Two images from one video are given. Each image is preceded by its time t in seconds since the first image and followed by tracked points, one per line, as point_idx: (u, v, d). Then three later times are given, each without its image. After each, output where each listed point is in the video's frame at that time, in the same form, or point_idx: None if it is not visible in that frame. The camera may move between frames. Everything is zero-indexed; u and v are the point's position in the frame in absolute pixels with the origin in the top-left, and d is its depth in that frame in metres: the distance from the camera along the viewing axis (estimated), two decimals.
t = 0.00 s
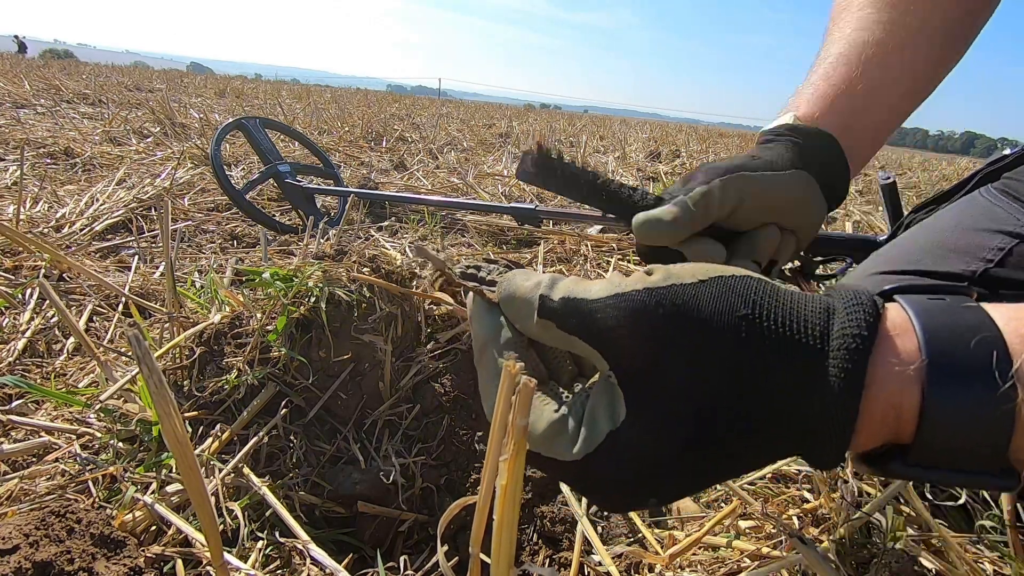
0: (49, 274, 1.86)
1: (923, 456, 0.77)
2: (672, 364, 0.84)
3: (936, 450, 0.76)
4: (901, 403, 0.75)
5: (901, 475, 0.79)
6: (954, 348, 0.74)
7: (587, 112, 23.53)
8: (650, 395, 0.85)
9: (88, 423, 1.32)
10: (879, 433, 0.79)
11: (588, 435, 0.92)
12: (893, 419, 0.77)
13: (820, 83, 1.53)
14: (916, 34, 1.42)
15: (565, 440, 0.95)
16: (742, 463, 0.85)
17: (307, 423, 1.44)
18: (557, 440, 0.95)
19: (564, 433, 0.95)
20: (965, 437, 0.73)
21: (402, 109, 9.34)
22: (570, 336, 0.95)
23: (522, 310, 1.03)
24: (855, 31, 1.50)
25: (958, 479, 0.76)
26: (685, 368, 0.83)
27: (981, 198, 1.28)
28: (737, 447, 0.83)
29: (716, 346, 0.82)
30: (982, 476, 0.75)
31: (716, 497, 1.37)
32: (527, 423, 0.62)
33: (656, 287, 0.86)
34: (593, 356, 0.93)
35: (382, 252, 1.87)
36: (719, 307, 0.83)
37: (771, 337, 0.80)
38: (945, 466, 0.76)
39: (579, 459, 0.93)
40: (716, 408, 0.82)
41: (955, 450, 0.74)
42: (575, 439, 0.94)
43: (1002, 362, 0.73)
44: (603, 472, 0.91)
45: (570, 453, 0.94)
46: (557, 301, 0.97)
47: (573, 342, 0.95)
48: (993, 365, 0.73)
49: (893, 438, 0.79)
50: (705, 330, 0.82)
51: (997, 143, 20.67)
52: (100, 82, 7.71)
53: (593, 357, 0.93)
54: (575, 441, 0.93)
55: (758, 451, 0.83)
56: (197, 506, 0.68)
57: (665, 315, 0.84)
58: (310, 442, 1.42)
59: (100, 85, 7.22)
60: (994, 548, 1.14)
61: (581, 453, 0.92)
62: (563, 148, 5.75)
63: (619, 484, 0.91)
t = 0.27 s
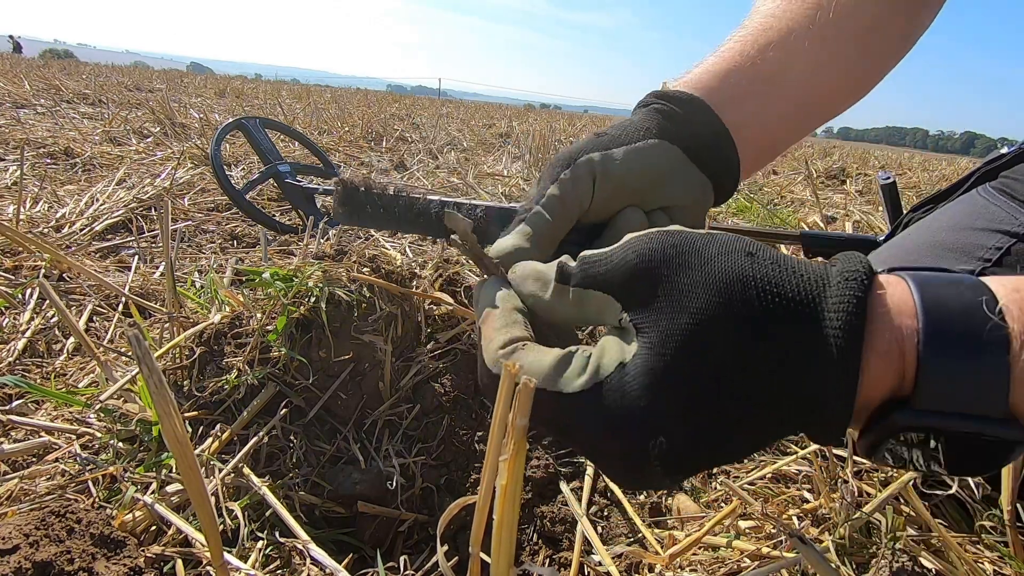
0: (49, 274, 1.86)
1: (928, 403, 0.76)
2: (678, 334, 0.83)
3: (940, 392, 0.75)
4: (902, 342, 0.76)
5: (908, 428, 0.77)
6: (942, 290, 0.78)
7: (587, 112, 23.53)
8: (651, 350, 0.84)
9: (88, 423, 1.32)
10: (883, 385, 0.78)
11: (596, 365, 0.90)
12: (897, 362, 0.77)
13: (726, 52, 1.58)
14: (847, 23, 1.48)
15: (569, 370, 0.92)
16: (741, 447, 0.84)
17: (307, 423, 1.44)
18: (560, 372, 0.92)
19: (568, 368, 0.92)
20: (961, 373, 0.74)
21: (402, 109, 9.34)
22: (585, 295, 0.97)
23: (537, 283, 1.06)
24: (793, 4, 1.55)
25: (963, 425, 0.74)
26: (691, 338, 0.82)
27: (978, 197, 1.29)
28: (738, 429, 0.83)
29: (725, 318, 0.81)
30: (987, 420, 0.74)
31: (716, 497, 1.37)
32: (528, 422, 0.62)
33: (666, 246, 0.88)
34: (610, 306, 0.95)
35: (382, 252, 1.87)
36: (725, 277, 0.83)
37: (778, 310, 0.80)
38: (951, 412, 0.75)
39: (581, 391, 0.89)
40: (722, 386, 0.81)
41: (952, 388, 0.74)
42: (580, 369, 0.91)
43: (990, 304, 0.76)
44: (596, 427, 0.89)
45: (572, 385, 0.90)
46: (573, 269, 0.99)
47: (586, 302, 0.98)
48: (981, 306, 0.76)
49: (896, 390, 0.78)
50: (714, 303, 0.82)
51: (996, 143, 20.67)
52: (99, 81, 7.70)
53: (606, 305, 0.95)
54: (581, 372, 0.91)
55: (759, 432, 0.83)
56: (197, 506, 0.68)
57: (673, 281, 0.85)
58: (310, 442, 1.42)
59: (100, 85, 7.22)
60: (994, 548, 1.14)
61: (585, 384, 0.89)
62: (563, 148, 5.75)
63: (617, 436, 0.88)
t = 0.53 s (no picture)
0: (49, 274, 1.86)
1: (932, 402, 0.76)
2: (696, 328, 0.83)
3: (942, 390, 0.75)
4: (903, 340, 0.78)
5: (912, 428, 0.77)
6: (937, 290, 0.80)
7: (587, 112, 23.53)
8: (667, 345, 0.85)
9: (88, 423, 1.32)
10: (886, 383, 0.79)
11: (619, 353, 0.89)
12: (899, 360, 0.78)
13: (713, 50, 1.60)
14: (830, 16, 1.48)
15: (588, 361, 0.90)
16: (751, 448, 0.84)
17: (307, 423, 1.44)
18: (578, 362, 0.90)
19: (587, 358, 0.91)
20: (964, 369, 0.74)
21: (402, 109, 9.34)
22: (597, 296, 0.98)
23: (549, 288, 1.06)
24: (781, 1, 1.57)
25: (967, 423, 0.74)
26: (710, 331, 0.82)
27: (978, 196, 1.29)
28: (750, 428, 0.82)
29: (745, 314, 0.81)
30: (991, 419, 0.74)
31: (716, 497, 1.37)
32: (530, 422, 0.62)
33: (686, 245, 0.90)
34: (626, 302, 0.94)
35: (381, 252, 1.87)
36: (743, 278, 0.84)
37: (789, 310, 0.81)
38: (955, 410, 0.75)
39: (601, 378, 0.87)
40: (737, 384, 0.81)
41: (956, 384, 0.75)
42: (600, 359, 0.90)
43: (983, 304, 0.78)
44: (601, 421, 0.87)
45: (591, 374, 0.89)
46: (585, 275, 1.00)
47: (598, 302, 0.98)
48: (975, 305, 0.78)
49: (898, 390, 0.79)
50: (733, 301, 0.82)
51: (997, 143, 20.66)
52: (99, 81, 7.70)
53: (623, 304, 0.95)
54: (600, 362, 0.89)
55: (770, 433, 0.82)
56: (197, 506, 0.68)
57: (687, 281, 0.88)
58: (310, 442, 1.42)
59: (100, 85, 7.22)
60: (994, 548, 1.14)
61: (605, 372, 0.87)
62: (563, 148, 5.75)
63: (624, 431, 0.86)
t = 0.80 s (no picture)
0: (49, 274, 1.86)
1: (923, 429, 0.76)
2: (684, 357, 0.83)
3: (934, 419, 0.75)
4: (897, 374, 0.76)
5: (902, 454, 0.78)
6: (939, 319, 0.76)
7: (587, 112, 23.54)
8: (659, 378, 0.85)
9: (88, 423, 1.32)
10: (882, 411, 0.78)
11: (610, 425, 0.89)
12: (894, 392, 0.77)
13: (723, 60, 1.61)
14: (838, 24, 1.48)
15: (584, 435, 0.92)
16: (748, 469, 0.83)
17: (307, 423, 1.44)
18: (574, 439, 0.92)
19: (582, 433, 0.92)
20: (964, 405, 0.74)
21: (402, 109, 9.35)
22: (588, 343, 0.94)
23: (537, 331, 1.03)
24: (790, 9, 1.57)
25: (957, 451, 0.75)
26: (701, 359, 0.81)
27: (978, 196, 1.29)
28: (746, 451, 0.82)
29: (733, 342, 0.80)
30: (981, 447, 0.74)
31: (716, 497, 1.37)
32: (529, 422, 0.62)
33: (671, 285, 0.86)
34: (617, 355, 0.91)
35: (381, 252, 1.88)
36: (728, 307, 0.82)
37: (780, 337, 0.79)
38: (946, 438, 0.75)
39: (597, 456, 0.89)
40: (727, 409, 0.81)
41: (955, 419, 0.74)
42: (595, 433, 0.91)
43: (985, 331, 0.75)
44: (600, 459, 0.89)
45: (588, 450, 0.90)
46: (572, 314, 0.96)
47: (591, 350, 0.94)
48: (976, 333, 0.75)
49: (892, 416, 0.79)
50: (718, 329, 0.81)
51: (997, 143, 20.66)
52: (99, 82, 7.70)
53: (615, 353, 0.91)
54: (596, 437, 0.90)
55: (765, 455, 0.82)
56: (197, 507, 0.68)
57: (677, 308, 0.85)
58: (310, 442, 1.42)
59: (100, 85, 7.21)
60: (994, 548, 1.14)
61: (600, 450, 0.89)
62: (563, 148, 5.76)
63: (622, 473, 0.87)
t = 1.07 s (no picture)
0: (49, 274, 1.86)
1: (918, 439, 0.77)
2: (682, 369, 0.83)
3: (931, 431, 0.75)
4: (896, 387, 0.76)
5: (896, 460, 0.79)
6: (939, 335, 0.75)
7: (587, 112, 23.55)
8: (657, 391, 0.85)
9: (88, 423, 1.32)
10: (877, 420, 0.79)
11: (612, 461, 0.92)
12: (891, 404, 0.77)
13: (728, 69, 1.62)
14: (841, 30, 1.48)
15: (589, 469, 0.95)
16: (748, 472, 0.83)
17: (307, 423, 1.44)
18: (580, 473, 0.96)
19: (588, 465, 0.96)
20: (962, 419, 0.74)
21: (402, 109, 9.35)
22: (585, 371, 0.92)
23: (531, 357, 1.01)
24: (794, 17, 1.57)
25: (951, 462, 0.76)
26: (697, 371, 0.82)
27: (977, 196, 1.29)
28: (745, 460, 0.82)
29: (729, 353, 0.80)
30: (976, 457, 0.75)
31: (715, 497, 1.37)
32: (530, 424, 0.62)
33: (661, 308, 0.86)
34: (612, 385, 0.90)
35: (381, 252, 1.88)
36: (725, 311, 0.82)
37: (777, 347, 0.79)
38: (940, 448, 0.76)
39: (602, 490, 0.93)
40: (725, 413, 0.81)
41: (953, 431, 0.75)
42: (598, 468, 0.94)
43: (986, 348, 0.74)
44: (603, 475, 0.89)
45: (593, 484, 0.94)
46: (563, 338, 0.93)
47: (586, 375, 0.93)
48: (976, 350, 0.74)
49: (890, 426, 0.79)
50: (714, 337, 0.81)
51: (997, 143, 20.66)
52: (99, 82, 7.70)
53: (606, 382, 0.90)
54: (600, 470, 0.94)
55: (766, 456, 0.82)
56: (198, 507, 0.68)
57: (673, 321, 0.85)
58: (310, 442, 1.42)
59: (100, 85, 7.21)
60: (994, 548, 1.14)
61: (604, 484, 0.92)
62: (563, 148, 5.76)
63: (628, 492, 0.89)
